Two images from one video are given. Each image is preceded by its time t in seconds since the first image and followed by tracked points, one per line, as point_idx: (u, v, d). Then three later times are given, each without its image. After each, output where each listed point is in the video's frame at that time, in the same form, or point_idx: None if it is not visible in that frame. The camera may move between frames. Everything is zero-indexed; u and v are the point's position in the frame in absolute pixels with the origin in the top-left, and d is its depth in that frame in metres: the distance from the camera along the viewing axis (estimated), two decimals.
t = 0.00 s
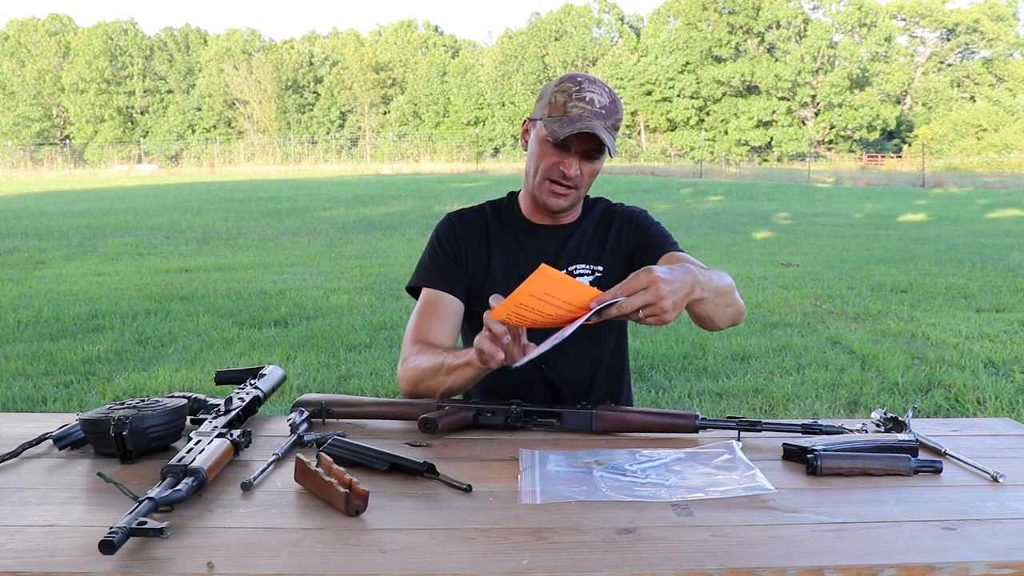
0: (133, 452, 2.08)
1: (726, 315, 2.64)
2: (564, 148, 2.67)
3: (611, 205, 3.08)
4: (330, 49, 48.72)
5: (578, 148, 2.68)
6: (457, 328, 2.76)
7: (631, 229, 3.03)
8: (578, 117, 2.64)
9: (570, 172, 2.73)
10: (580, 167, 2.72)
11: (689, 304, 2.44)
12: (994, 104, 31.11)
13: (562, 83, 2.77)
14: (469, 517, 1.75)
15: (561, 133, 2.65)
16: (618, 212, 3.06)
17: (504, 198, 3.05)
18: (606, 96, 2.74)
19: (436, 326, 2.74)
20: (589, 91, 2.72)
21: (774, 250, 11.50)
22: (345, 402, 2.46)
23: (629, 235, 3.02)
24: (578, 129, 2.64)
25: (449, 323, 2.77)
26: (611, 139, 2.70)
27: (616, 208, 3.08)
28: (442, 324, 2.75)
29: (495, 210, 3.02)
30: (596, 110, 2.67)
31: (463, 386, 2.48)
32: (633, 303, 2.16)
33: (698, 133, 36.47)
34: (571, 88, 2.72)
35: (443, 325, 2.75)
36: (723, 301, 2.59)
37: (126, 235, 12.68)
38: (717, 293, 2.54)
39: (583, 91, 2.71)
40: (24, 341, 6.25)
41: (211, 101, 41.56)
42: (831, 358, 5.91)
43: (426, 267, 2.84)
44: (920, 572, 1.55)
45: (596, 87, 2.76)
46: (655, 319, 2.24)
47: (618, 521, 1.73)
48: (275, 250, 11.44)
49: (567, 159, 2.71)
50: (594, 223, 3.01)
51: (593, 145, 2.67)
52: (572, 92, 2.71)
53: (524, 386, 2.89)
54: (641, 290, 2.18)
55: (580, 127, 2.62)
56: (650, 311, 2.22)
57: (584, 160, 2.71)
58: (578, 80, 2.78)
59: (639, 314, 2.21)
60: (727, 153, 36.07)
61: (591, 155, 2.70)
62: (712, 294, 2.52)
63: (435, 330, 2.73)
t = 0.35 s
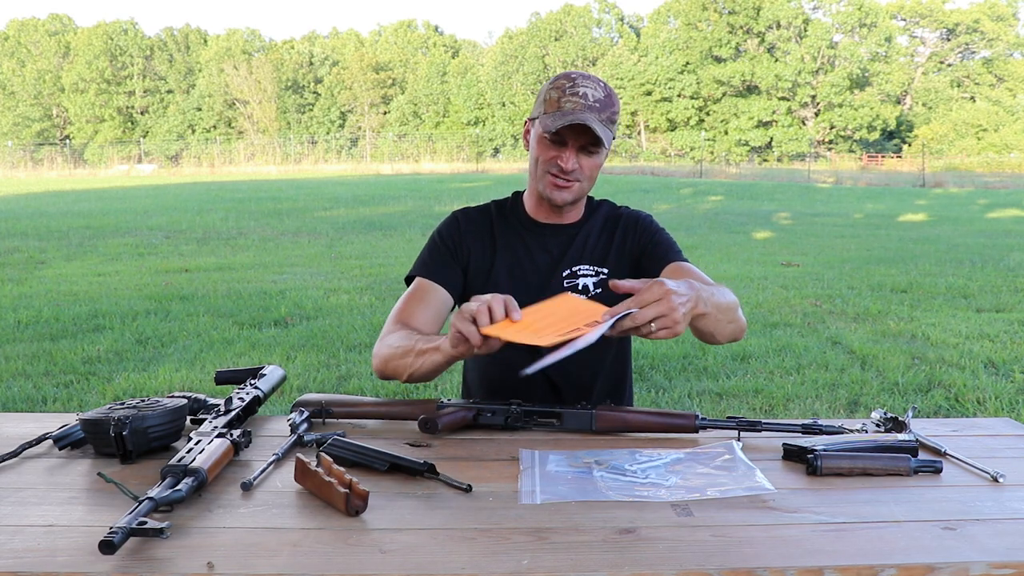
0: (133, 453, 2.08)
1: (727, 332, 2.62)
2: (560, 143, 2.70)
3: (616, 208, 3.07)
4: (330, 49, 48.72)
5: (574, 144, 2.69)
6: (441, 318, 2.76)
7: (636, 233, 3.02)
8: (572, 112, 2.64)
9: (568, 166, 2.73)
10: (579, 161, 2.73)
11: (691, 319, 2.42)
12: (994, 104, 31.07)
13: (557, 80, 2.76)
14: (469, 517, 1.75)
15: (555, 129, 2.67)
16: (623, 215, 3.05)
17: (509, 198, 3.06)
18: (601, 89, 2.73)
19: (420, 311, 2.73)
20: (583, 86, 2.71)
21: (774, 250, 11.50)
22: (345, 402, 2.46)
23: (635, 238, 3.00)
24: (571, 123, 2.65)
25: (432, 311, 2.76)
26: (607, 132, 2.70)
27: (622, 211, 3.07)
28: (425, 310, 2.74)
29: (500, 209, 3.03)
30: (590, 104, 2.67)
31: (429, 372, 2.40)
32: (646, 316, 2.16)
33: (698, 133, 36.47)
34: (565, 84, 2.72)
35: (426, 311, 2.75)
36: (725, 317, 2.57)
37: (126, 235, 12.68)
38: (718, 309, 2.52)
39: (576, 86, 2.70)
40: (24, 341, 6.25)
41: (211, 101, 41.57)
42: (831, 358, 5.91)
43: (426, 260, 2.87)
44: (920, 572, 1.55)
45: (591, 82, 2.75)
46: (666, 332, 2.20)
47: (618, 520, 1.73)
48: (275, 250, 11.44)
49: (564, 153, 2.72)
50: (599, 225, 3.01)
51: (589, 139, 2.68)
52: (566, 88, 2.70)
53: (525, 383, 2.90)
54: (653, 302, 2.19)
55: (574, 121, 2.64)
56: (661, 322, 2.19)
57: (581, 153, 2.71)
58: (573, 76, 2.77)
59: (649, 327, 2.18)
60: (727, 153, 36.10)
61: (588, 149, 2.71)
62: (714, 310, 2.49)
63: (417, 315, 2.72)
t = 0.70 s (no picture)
0: (133, 453, 2.08)
1: (732, 351, 2.58)
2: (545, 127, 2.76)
3: (620, 210, 3.08)
4: (330, 49, 48.70)
5: (561, 125, 2.74)
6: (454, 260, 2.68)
7: (640, 235, 3.02)
8: (550, 93, 2.72)
9: (557, 148, 2.76)
10: (567, 142, 2.74)
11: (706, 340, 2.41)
12: (994, 104, 31.04)
13: (539, 76, 2.85)
14: (470, 518, 1.75)
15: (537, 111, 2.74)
16: (627, 218, 3.06)
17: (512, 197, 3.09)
18: (580, 76, 2.80)
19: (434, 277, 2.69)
20: (562, 74, 2.78)
21: (774, 250, 11.50)
22: (345, 403, 2.46)
23: (639, 240, 3.01)
24: (552, 102, 2.73)
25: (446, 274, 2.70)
26: (590, 111, 2.75)
27: (626, 214, 3.07)
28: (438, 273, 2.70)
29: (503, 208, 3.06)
30: (569, 86, 2.73)
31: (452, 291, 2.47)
32: (675, 324, 2.18)
33: (698, 133, 36.49)
34: (545, 76, 2.80)
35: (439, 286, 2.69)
36: (732, 338, 2.54)
37: (126, 235, 12.68)
38: (728, 330, 2.51)
39: (556, 75, 2.78)
40: (24, 341, 6.25)
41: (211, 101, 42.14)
42: (831, 358, 5.91)
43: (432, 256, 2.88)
44: (919, 572, 1.55)
45: (572, 72, 2.83)
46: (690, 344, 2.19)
47: (618, 521, 1.73)
48: (276, 250, 11.44)
49: (553, 137, 2.75)
50: (604, 227, 3.03)
51: (573, 117, 2.73)
52: (547, 79, 2.78)
53: (528, 383, 2.90)
54: (680, 313, 2.21)
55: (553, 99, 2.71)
56: (689, 334, 2.20)
57: (569, 135, 2.75)
58: (553, 73, 2.87)
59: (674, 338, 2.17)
60: (727, 153, 36.07)
61: (573, 129, 2.75)
62: (723, 330, 2.49)
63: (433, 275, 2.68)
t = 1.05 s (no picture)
0: (133, 453, 2.09)
1: (736, 348, 2.59)
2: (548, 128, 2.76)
3: (620, 210, 3.08)
4: (330, 49, 48.73)
5: (563, 127, 2.75)
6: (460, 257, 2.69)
7: (641, 235, 3.02)
8: (553, 95, 2.71)
9: (559, 150, 2.78)
10: (568, 144, 2.77)
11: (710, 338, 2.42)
12: (994, 104, 31.03)
13: (543, 76, 2.84)
14: (469, 518, 1.75)
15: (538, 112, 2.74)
16: (627, 218, 3.06)
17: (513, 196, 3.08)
18: (585, 79, 2.80)
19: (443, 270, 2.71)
20: (567, 75, 2.78)
21: (774, 250, 11.51)
22: (345, 403, 2.46)
23: (641, 240, 3.01)
24: (553, 105, 2.72)
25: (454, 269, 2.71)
26: (593, 114, 2.75)
27: (627, 214, 3.07)
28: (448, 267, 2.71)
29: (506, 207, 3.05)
30: (573, 89, 2.72)
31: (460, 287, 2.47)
32: (679, 320, 2.17)
33: (698, 133, 36.47)
34: (550, 76, 2.79)
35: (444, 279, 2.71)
36: (737, 334, 2.55)
37: (126, 235, 12.69)
38: (732, 326, 2.51)
39: (560, 77, 2.77)
40: (24, 341, 6.25)
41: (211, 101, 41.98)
42: (831, 358, 5.91)
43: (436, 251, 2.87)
44: (920, 573, 1.55)
45: (577, 73, 2.82)
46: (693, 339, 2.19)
47: (618, 521, 1.73)
48: (275, 250, 11.45)
49: (554, 138, 2.77)
50: (605, 226, 3.03)
51: (575, 120, 2.74)
52: (551, 80, 2.77)
53: (530, 382, 2.89)
54: (683, 307, 2.20)
55: (556, 103, 2.71)
56: (694, 330, 2.19)
57: (571, 137, 2.76)
58: (558, 73, 2.86)
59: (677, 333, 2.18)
60: (727, 153, 36.04)
61: (576, 132, 2.76)
62: (727, 326, 2.49)
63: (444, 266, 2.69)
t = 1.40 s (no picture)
0: (133, 452, 2.08)
1: (732, 348, 2.58)
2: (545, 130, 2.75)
3: (618, 210, 3.08)
4: (330, 49, 48.71)
5: (561, 128, 2.74)
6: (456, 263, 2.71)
7: (639, 235, 3.02)
8: (552, 97, 2.73)
9: (557, 152, 2.76)
10: (566, 146, 2.76)
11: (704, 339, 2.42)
12: (994, 104, 31.03)
13: (541, 79, 2.87)
14: (469, 518, 1.75)
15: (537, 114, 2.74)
16: (625, 217, 3.06)
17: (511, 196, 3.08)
18: (583, 80, 2.81)
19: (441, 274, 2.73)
20: (564, 77, 2.80)
21: (774, 250, 11.50)
22: (345, 403, 2.46)
23: (638, 240, 3.01)
24: (552, 106, 2.73)
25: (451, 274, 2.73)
26: (591, 115, 2.75)
27: (625, 214, 3.07)
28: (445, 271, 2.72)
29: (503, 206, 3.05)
30: (570, 90, 2.74)
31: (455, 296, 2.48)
32: (671, 321, 2.18)
33: (698, 133, 36.43)
34: (548, 78, 2.82)
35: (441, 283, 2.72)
36: (732, 335, 2.54)
37: (125, 235, 12.68)
38: (727, 327, 2.51)
39: (558, 78, 2.80)
40: (24, 341, 6.25)
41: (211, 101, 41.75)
42: (831, 358, 5.91)
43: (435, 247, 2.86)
44: (918, 572, 1.55)
45: (575, 76, 2.84)
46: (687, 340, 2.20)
47: (618, 520, 1.73)
48: (275, 250, 11.44)
49: (552, 140, 2.76)
50: (603, 225, 3.03)
51: (574, 121, 2.73)
52: (549, 81, 2.80)
53: (528, 382, 2.90)
54: (678, 309, 2.20)
55: (554, 103, 2.72)
56: (686, 331, 2.20)
57: (569, 139, 2.75)
58: (555, 75, 2.88)
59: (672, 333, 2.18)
60: (727, 153, 36.04)
61: (574, 134, 2.75)
62: (722, 327, 2.48)
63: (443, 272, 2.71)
